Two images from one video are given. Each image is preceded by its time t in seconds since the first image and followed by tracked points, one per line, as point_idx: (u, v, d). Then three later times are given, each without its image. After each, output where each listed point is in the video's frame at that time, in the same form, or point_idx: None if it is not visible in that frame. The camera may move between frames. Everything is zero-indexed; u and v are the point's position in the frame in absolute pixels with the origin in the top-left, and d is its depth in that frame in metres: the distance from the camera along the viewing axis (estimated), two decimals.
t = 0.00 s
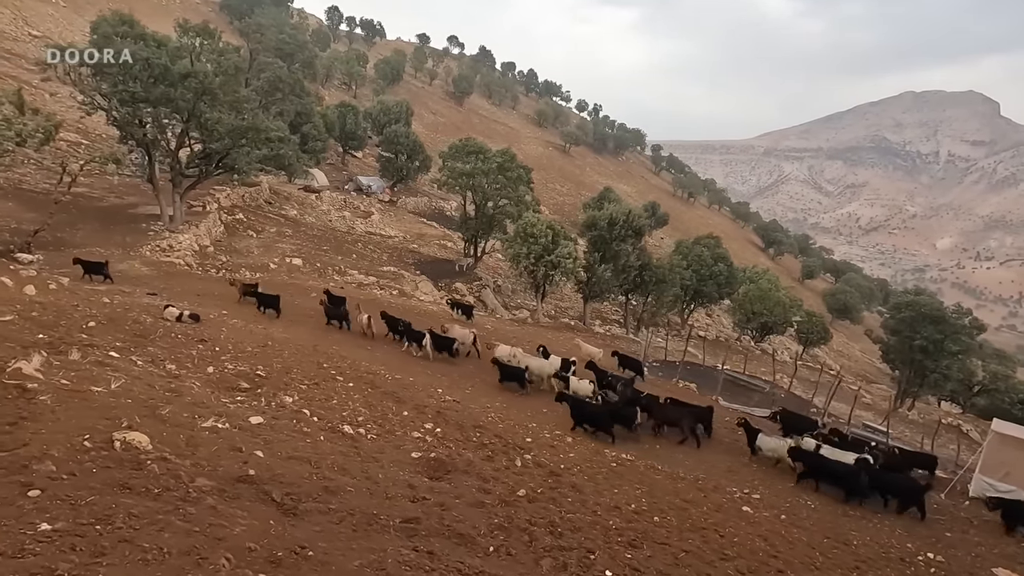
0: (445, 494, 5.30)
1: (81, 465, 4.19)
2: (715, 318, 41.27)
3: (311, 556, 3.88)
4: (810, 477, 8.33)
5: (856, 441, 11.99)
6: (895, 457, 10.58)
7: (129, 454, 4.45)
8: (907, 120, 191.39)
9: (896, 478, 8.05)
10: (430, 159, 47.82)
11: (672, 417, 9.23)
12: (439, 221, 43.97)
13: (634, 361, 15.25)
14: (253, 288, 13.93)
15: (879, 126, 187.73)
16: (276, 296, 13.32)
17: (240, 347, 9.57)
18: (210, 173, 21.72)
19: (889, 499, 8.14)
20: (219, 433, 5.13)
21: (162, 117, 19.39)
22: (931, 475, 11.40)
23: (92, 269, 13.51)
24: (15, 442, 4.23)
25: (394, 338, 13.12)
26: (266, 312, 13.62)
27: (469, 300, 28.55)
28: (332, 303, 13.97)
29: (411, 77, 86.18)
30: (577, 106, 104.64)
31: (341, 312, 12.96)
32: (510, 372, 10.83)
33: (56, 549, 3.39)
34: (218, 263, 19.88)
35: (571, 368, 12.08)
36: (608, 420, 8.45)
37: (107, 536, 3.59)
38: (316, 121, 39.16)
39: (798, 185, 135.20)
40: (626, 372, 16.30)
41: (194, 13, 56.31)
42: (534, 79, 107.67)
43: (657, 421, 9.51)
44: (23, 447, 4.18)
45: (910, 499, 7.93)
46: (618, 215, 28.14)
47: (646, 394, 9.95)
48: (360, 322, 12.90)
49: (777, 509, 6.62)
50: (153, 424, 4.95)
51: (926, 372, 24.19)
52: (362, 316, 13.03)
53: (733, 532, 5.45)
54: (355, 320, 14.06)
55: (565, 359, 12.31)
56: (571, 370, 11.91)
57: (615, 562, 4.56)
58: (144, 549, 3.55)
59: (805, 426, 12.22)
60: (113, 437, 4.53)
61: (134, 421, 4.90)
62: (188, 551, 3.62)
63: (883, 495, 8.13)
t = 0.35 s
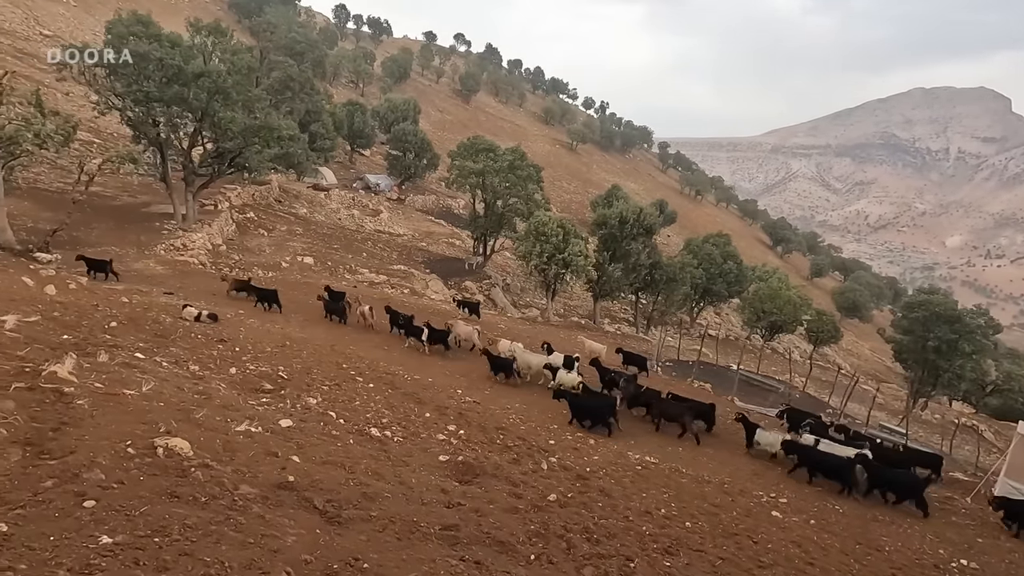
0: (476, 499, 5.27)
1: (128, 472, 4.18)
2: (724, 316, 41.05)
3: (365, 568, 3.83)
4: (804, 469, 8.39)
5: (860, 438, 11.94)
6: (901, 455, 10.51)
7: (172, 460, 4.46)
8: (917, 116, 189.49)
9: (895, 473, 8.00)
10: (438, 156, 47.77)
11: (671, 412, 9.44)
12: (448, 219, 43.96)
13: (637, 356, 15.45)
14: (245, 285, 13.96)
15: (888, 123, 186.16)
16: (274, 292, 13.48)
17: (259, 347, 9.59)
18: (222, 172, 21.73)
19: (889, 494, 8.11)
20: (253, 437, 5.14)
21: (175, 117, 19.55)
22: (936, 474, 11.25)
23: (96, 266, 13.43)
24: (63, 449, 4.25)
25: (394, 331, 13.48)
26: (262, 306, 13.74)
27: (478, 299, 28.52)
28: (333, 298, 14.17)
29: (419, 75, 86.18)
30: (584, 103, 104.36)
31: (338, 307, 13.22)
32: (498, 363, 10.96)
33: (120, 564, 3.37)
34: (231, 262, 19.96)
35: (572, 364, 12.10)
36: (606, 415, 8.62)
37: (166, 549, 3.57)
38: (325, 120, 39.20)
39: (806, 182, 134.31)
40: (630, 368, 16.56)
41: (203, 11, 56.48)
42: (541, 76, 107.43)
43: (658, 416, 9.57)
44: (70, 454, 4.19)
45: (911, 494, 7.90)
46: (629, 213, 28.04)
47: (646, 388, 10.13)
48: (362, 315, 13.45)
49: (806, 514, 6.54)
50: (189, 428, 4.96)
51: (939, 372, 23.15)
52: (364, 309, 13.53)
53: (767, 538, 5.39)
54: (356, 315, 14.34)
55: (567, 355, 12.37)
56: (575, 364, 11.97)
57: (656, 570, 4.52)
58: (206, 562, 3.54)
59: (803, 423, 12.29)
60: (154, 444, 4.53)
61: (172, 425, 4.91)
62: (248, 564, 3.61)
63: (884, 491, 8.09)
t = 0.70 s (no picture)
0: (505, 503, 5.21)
1: (168, 482, 4.13)
2: (732, 315, 40.80)
3: None
4: (801, 463, 8.39)
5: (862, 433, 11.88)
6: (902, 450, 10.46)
7: (209, 468, 4.41)
8: (926, 113, 187.69)
9: (899, 471, 7.93)
10: (444, 155, 47.65)
11: (669, 406, 9.48)
12: (455, 218, 43.89)
13: (641, 352, 15.59)
14: (236, 281, 13.91)
15: (896, 120, 184.66)
16: (272, 288, 13.62)
17: (275, 348, 9.55)
18: (233, 172, 21.69)
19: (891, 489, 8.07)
20: (284, 442, 5.08)
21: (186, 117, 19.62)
22: (941, 472, 11.14)
23: (102, 264, 13.33)
24: (103, 457, 4.21)
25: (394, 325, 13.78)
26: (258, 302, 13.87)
27: (488, 298, 28.44)
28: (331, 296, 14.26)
29: (425, 74, 86.16)
30: (590, 101, 104.02)
31: (338, 304, 13.47)
32: (489, 355, 11.08)
33: None
34: (242, 261, 19.96)
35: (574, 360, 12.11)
36: (604, 410, 8.65)
37: (217, 565, 3.52)
38: (333, 119, 39.18)
39: (813, 180, 133.44)
40: (633, 365, 16.71)
41: (211, 11, 56.56)
42: (547, 74, 107.10)
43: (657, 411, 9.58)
44: (110, 463, 4.15)
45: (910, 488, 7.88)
46: (641, 212, 27.88)
47: (645, 383, 10.18)
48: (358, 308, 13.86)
49: (837, 519, 6.43)
50: (220, 433, 4.91)
51: (951, 373, 22.51)
52: (362, 303, 13.90)
53: (803, 546, 5.29)
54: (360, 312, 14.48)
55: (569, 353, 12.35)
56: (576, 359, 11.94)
57: None
58: None
59: (802, 418, 12.32)
60: (191, 451, 4.48)
61: (204, 431, 4.87)
62: None
63: (883, 484, 8.09)
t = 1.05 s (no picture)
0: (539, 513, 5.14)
1: (212, 499, 4.06)
2: (739, 314, 40.63)
3: None
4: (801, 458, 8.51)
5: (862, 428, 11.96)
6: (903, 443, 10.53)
7: (250, 482, 4.35)
8: (932, 109, 186.47)
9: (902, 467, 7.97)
10: (449, 154, 47.52)
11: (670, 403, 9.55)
12: (460, 218, 43.82)
13: (644, 351, 15.71)
14: (230, 279, 13.83)
15: (901, 117, 183.54)
16: (271, 287, 13.74)
17: (292, 351, 9.50)
18: (241, 173, 21.64)
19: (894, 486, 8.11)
20: (316, 452, 5.01)
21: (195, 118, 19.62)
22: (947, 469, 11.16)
23: (109, 265, 13.19)
24: (145, 474, 4.15)
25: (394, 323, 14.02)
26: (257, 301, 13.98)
27: (495, 298, 28.37)
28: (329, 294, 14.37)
29: (428, 73, 85.99)
30: (594, 99, 103.68)
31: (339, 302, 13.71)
32: (480, 348, 11.39)
33: None
34: (252, 262, 19.93)
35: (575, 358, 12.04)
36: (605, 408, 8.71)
37: None
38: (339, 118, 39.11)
39: (817, 177, 132.79)
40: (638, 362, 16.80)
41: (215, 11, 56.45)
42: (550, 72, 106.69)
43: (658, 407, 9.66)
44: (153, 479, 4.10)
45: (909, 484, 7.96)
46: (652, 211, 27.71)
47: (646, 379, 10.27)
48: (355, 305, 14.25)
49: (869, 526, 6.32)
50: (254, 444, 4.84)
51: (963, 372, 21.80)
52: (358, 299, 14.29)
53: (841, 557, 5.20)
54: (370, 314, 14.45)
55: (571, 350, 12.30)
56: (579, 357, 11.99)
57: None
58: None
59: (801, 413, 12.47)
60: (230, 466, 4.42)
61: (239, 442, 4.81)
62: None
63: (885, 481, 8.13)
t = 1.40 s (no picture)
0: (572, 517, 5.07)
1: (257, 508, 3.99)
2: (744, 311, 40.51)
3: None
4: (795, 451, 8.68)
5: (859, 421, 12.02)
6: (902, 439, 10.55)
7: (291, 491, 4.26)
8: (936, 106, 185.52)
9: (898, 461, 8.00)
10: (453, 152, 47.37)
11: (668, 397, 9.80)
12: (464, 216, 43.75)
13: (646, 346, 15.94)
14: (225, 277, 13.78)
15: (905, 113, 182.59)
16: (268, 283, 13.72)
17: (307, 351, 9.44)
18: (249, 172, 21.57)
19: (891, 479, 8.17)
20: (348, 456, 4.95)
21: (203, 117, 19.56)
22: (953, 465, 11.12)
23: (115, 264, 13.11)
24: (188, 484, 4.06)
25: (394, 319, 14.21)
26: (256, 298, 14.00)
27: (502, 296, 28.31)
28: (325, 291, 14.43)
29: (431, 70, 85.81)
30: (596, 97, 103.39)
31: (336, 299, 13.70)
32: (470, 342, 11.79)
33: None
34: (260, 262, 19.88)
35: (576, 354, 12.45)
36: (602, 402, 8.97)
37: None
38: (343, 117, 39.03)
39: (821, 174, 132.29)
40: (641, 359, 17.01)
41: (218, 9, 56.31)
42: (553, 70, 106.45)
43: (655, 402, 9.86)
44: (197, 489, 4.00)
45: (905, 476, 8.03)
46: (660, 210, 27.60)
47: (645, 375, 10.50)
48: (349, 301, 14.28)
49: (898, 529, 6.25)
50: (288, 450, 4.78)
51: (973, 370, 21.29)
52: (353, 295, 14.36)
53: (877, 562, 5.12)
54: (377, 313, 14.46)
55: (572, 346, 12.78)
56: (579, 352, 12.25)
57: None
58: None
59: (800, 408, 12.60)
60: (271, 473, 4.35)
61: (272, 448, 4.74)
62: None
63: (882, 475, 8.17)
